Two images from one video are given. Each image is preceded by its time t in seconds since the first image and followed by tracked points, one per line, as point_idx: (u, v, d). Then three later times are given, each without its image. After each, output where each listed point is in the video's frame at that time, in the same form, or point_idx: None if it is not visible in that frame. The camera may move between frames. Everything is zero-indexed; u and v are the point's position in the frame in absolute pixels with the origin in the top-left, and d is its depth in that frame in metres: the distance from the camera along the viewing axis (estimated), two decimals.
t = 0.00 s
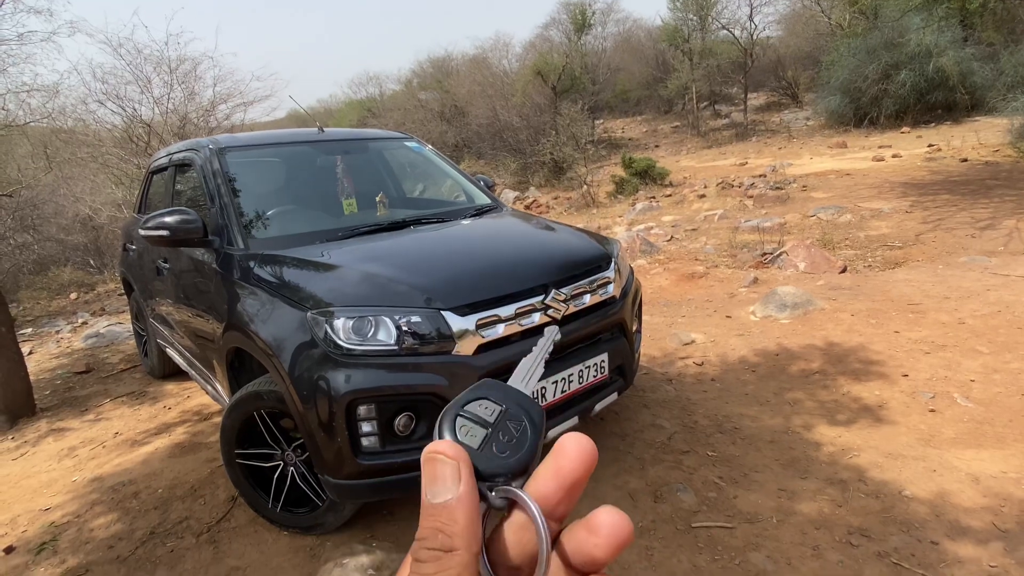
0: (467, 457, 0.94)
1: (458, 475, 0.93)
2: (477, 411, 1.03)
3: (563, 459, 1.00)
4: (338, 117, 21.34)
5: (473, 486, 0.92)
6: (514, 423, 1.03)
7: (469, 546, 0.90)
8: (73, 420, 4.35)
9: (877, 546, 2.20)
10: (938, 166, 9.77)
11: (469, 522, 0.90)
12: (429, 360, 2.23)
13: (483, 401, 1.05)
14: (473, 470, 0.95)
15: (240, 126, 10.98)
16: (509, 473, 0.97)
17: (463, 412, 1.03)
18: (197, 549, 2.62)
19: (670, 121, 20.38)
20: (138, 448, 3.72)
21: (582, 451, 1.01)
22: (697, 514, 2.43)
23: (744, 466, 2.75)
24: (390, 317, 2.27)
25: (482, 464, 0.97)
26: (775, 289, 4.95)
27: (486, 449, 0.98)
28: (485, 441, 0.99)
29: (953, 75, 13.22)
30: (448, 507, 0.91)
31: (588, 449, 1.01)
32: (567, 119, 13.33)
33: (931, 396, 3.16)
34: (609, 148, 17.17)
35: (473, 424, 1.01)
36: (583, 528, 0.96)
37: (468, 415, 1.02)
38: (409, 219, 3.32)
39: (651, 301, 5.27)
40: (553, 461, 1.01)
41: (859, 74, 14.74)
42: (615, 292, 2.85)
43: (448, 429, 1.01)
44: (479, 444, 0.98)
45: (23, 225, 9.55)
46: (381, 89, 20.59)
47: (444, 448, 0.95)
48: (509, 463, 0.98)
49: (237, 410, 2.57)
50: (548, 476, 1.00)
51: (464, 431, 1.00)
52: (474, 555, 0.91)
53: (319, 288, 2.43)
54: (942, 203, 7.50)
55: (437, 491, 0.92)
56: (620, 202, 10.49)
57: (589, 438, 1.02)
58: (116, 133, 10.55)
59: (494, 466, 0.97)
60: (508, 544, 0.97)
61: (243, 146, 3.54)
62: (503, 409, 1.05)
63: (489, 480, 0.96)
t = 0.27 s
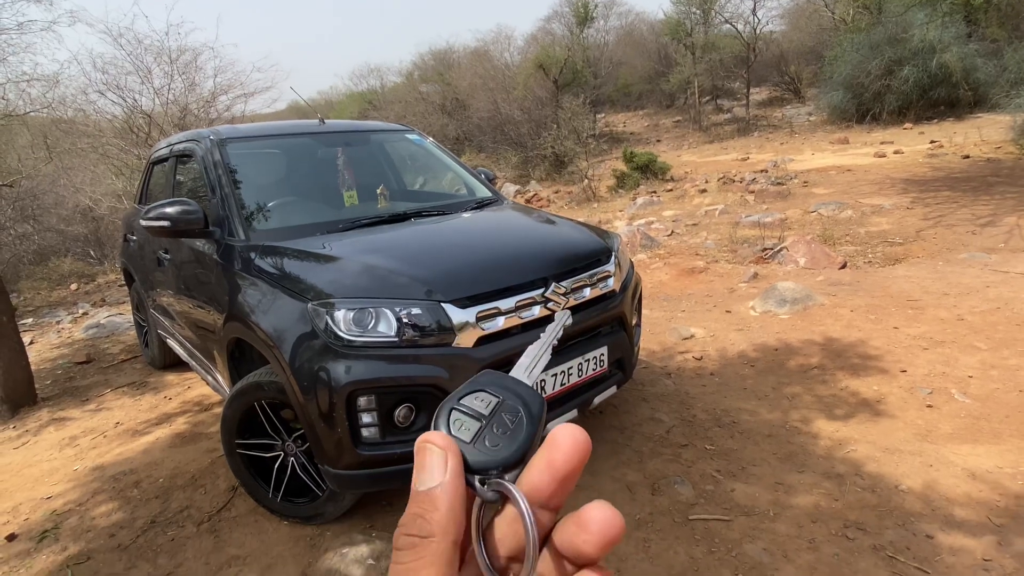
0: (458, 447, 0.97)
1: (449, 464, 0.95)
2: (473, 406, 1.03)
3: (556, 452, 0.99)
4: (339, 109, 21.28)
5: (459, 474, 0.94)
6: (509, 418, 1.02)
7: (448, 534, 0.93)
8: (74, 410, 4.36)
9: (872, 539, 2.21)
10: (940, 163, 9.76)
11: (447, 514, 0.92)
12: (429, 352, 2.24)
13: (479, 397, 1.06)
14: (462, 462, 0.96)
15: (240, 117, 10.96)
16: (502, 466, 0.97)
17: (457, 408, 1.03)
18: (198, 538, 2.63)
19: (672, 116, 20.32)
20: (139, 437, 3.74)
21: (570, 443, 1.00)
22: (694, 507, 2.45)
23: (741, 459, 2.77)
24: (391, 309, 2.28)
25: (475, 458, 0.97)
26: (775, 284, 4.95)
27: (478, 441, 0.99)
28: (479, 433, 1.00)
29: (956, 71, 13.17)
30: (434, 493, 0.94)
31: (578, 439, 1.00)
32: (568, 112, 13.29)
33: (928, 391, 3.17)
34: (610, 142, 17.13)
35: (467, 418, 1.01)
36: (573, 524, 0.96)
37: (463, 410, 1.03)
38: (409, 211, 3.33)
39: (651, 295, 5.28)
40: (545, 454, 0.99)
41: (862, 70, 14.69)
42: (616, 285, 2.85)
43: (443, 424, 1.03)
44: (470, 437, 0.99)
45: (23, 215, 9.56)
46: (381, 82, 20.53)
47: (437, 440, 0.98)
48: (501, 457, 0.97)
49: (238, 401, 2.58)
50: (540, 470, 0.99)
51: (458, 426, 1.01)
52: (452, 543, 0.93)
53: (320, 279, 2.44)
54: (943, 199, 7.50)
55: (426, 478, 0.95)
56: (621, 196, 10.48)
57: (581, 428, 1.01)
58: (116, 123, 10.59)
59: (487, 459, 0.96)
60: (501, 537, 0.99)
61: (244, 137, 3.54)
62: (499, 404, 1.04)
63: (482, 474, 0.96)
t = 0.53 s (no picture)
0: (438, 454, 0.92)
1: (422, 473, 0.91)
2: (463, 409, 0.95)
3: (559, 493, 0.92)
4: (339, 96, 21.21)
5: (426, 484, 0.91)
6: (501, 418, 0.93)
7: (385, 541, 0.92)
8: (75, 395, 4.38)
9: (867, 528, 2.24)
10: (942, 156, 9.74)
11: (397, 521, 0.91)
12: (430, 339, 2.26)
13: (472, 392, 0.97)
14: (441, 473, 0.91)
15: (240, 104, 10.93)
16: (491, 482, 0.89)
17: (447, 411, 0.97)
18: (200, 522, 2.66)
19: (674, 106, 20.25)
20: (140, 423, 3.76)
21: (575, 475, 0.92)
22: (691, 495, 2.47)
23: (738, 448, 2.79)
24: (392, 296, 2.29)
25: (460, 470, 0.91)
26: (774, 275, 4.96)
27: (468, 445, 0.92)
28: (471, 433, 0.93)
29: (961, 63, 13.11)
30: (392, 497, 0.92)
31: (585, 476, 0.92)
32: (570, 102, 13.25)
33: (926, 383, 3.19)
34: (612, 132, 17.07)
35: (456, 425, 0.95)
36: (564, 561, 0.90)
37: (455, 413, 0.96)
38: (410, 199, 3.33)
39: (650, 286, 5.29)
40: (547, 487, 0.93)
41: (866, 61, 14.63)
42: (616, 275, 2.86)
43: (431, 425, 0.97)
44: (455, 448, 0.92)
45: (23, 200, 9.54)
46: (382, 69, 20.44)
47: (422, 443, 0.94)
48: (488, 473, 0.89)
49: (240, 386, 2.60)
50: (537, 501, 0.93)
51: (446, 431, 0.95)
52: (392, 552, 0.93)
53: (321, 266, 2.45)
54: (944, 192, 7.49)
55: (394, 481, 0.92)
56: (622, 187, 10.47)
57: (590, 466, 0.93)
58: (115, 109, 10.59)
59: (472, 473, 0.90)
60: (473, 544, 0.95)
61: (245, 124, 3.53)
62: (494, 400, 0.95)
63: (475, 489, 0.90)
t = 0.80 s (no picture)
0: (448, 420, 0.93)
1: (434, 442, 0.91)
2: (487, 399, 0.97)
3: (577, 503, 0.87)
4: (342, 77, 21.08)
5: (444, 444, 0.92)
6: (522, 414, 0.94)
7: (416, 509, 0.91)
8: (81, 373, 4.42)
9: (864, 511, 2.26)
10: (949, 144, 9.67)
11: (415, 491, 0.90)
12: (433, 320, 2.27)
13: (498, 384, 1.00)
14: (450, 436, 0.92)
15: (243, 85, 10.87)
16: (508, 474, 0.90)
17: (469, 399, 0.99)
18: (205, 498, 2.69)
19: (680, 91, 20.09)
20: (145, 401, 3.80)
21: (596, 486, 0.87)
22: (690, 477, 2.50)
23: (738, 432, 2.82)
24: (396, 277, 2.30)
25: (477, 456, 0.92)
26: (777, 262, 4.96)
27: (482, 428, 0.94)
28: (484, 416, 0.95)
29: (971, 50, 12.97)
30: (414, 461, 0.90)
31: (607, 487, 0.87)
32: (574, 85, 13.16)
33: (926, 370, 3.20)
34: (617, 117, 16.97)
35: (477, 411, 0.96)
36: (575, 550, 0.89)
37: (477, 401, 0.98)
38: (414, 181, 3.33)
39: (653, 271, 5.30)
40: (567, 494, 0.88)
41: (874, 47, 14.48)
42: (618, 260, 2.87)
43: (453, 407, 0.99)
44: (476, 432, 0.94)
45: (26, 179, 9.53)
46: (385, 51, 20.28)
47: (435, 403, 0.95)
48: (502, 463, 0.90)
49: (245, 365, 2.62)
50: (555, 504, 0.90)
51: (466, 416, 0.97)
52: (420, 518, 0.92)
53: (325, 247, 2.46)
54: (950, 181, 7.46)
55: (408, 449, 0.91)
56: (625, 172, 10.43)
57: (611, 473, 0.88)
58: (118, 88, 10.51)
59: (486, 461, 0.91)
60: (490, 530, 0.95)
61: (249, 103, 3.53)
62: (511, 389, 0.97)
63: (488, 480, 0.91)
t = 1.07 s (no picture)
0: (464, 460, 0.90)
1: (436, 485, 0.88)
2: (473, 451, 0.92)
3: (577, 537, 0.78)
4: (347, 53, 20.90)
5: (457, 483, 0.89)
6: (492, 465, 0.87)
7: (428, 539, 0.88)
8: (88, 346, 4.47)
9: (860, 491, 2.29)
10: (961, 128, 9.56)
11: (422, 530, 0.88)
12: (436, 297, 2.29)
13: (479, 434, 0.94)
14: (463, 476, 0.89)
15: (247, 59, 10.80)
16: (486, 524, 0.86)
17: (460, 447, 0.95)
18: (211, 468, 2.74)
19: (689, 70, 19.85)
20: (152, 373, 3.84)
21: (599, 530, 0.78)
22: (688, 455, 2.53)
23: (737, 412, 2.84)
24: (399, 254, 2.31)
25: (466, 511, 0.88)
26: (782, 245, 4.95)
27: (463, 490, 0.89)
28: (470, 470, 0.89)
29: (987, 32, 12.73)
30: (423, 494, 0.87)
31: (608, 523, 0.78)
32: (582, 64, 13.02)
33: (927, 354, 3.21)
34: (624, 96, 16.80)
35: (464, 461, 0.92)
36: None
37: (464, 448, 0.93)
38: (418, 158, 3.33)
39: (657, 253, 5.30)
40: (568, 525, 0.79)
41: (889, 27, 14.24)
42: (622, 240, 2.86)
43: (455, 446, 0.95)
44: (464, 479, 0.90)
45: (31, 153, 9.54)
46: (391, 26, 20.08)
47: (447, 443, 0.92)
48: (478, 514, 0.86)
49: (249, 338, 2.65)
50: (555, 534, 0.80)
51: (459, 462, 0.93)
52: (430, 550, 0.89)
53: (329, 223, 2.46)
54: (961, 165, 7.38)
55: (417, 482, 0.88)
56: (632, 152, 10.36)
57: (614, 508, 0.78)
58: (122, 62, 10.42)
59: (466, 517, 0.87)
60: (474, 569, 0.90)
61: (253, 77, 3.51)
62: (487, 445, 0.89)
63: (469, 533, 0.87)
